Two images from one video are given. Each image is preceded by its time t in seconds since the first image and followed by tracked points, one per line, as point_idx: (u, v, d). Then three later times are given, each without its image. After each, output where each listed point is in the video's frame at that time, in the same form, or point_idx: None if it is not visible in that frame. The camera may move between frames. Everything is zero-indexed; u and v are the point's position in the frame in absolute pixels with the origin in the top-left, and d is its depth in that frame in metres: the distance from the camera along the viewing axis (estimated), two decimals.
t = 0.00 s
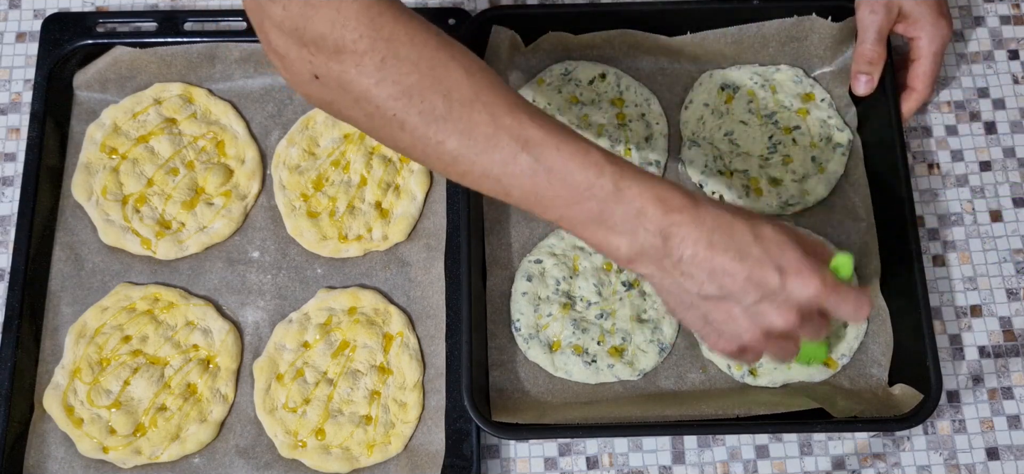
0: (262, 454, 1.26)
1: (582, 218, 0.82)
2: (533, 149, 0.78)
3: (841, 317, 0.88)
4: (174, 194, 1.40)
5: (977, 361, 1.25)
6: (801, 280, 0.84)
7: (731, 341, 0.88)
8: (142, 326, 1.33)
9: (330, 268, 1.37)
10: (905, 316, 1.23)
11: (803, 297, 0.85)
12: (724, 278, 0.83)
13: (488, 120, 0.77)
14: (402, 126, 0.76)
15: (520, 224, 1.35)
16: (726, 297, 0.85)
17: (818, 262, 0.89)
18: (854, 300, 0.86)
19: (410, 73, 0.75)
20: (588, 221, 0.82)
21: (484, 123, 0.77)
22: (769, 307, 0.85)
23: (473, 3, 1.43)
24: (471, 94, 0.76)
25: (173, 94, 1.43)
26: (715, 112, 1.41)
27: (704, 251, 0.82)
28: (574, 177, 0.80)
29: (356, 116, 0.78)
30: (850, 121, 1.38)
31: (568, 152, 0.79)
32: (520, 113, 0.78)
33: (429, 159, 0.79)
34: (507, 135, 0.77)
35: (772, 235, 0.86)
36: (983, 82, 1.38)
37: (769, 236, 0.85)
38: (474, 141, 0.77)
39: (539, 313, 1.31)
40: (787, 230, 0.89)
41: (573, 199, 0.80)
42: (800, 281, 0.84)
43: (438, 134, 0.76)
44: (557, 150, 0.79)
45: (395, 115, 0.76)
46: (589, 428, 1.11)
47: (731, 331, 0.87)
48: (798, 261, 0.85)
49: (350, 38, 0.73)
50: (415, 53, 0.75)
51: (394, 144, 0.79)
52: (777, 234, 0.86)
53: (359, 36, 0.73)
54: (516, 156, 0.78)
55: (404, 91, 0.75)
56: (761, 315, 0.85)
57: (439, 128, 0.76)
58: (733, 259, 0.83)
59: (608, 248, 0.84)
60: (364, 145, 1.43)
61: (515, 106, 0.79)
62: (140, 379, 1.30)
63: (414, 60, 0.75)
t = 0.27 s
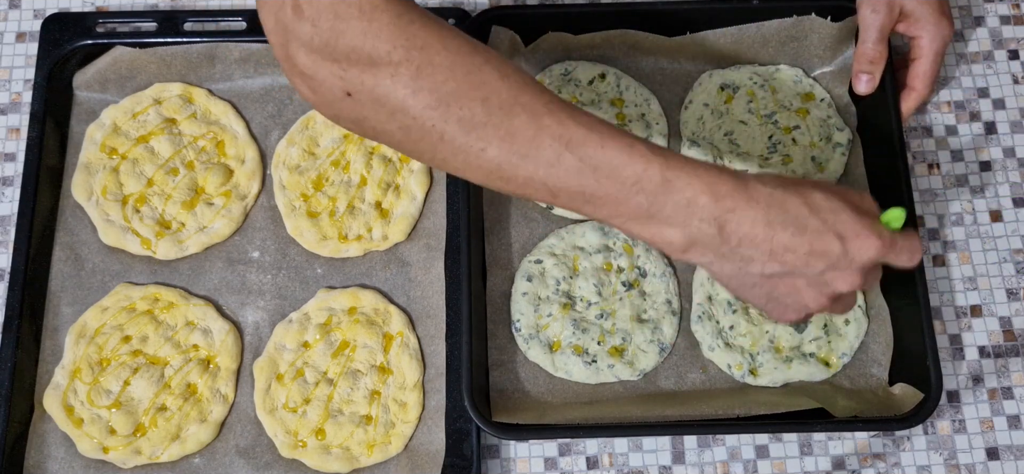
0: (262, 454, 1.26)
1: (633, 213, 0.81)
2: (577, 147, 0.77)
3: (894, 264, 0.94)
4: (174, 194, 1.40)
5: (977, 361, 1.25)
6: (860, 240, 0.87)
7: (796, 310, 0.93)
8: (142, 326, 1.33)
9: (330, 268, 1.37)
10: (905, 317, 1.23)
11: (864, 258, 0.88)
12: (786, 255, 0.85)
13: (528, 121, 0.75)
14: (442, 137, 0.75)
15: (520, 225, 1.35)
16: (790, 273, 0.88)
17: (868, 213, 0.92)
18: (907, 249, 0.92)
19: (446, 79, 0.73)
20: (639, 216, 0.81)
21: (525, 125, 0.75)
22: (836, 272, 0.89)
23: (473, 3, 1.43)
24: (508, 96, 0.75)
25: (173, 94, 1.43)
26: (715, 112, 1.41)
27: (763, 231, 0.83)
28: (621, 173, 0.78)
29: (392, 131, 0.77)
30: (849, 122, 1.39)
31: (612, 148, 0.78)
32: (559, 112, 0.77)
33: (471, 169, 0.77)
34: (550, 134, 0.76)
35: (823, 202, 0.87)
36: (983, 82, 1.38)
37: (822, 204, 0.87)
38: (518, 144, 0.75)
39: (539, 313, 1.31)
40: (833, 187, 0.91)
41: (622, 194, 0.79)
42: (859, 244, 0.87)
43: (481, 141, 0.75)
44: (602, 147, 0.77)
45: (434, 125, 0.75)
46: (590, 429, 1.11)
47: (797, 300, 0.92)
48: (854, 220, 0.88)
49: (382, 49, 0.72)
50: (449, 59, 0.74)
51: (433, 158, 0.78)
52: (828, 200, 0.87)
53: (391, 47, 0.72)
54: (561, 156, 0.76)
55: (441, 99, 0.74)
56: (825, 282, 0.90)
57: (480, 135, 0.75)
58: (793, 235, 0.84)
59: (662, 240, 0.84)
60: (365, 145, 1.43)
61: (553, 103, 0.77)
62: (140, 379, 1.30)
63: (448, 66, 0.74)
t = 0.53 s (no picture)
0: (262, 454, 1.26)
1: (670, 219, 0.79)
2: (613, 151, 0.75)
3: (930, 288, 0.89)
4: (174, 194, 1.40)
5: (977, 361, 1.25)
6: (898, 253, 0.85)
7: (833, 327, 0.85)
8: (142, 326, 1.33)
9: (330, 268, 1.36)
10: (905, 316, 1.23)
11: (904, 272, 0.85)
12: (828, 262, 0.82)
13: (565, 125, 0.74)
14: (476, 143, 0.73)
15: (520, 225, 1.35)
16: (831, 283, 0.83)
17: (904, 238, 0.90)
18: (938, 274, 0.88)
19: (482, 83, 0.72)
20: (676, 222, 0.79)
21: (562, 130, 0.74)
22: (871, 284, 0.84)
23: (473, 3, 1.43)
24: (544, 100, 0.73)
25: (173, 94, 1.43)
26: (715, 112, 1.41)
27: (804, 239, 0.81)
28: (659, 176, 0.77)
29: (424, 137, 0.74)
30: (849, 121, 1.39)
31: (649, 150, 0.77)
32: (595, 116, 0.76)
33: (504, 177, 0.75)
34: (587, 139, 0.75)
35: (861, 211, 0.85)
36: (983, 82, 1.38)
37: (861, 215, 0.85)
38: (554, 150, 0.74)
39: (539, 313, 1.31)
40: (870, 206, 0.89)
41: (658, 198, 0.78)
42: (899, 257, 0.85)
43: (517, 146, 0.73)
44: (639, 151, 0.76)
45: (469, 130, 0.72)
46: (590, 429, 1.11)
47: (835, 317, 0.84)
48: (893, 235, 0.85)
49: (417, 53, 0.70)
50: (484, 63, 0.72)
51: (465, 165, 0.76)
52: (868, 211, 0.85)
53: (426, 50, 0.70)
54: (598, 161, 0.75)
55: (477, 103, 0.72)
56: (865, 297, 0.84)
57: (515, 140, 0.73)
58: (835, 242, 0.82)
59: (698, 249, 0.81)
60: (364, 145, 1.43)
61: (588, 107, 0.76)
62: (140, 379, 1.30)
63: (484, 70, 0.72)
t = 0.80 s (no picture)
0: (262, 454, 1.26)
1: (670, 220, 0.80)
2: (617, 150, 0.77)
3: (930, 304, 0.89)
4: (174, 194, 1.40)
5: (976, 361, 1.25)
6: (901, 260, 0.84)
7: (834, 336, 0.85)
8: (142, 326, 1.33)
9: (330, 268, 1.37)
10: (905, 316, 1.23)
11: (906, 281, 0.84)
12: (827, 266, 0.82)
13: (570, 125, 0.75)
14: (479, 141, 0.75)
15: (520, 225, 1.35)
16: (830, 287, 0.83)
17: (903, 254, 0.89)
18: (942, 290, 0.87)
19: (487, 82, 0.73)
20: (677, 223, 0.80)
21: (567, 129, 0.75)
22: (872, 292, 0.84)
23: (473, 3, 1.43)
24: (549, 100, 0.75)
25: (173, 94, 1.43)
26: (715, 112, 1.41)
27: (805, 241, 0.82)
28: (660, 175, 0.78)
29: (427, 135, 0.76)
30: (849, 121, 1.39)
31: (653, 150, 0.78)
32: (600, 116, 0.77)
33: (508, 175, 0.77)
34: (591, 139, 0.76)
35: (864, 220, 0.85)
36: (983, 82, 1.38)
37: (864, 222, 0.85)
38: (558, 149, 0.75)
39: (539, 314, 1.31)
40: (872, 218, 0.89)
41: (661, 198, 0.79)
42: (901, 265, 0.84)
43: (520, 144, 0.75)
44: (644, 152, 0.78)
45: (473, 128, 0.74)
46: (590, 429, 1.11)
47: (835, 325, 0.84)
48: (895, 243, 0.85)
49: (422, 51, 0.72)
50: (490, 62, 0.73)
51: (469, 163, 0.77)
52: (870, 219, 0.86)
53: (432, 48, 0.72)
54: (602, 159, 0.76)
55: (481, 101, 0.73)
56: (865, 305, 0.84)
57: (519, 139, 0.74)
58: (836, 248, 0.82)
59: (700, 250, 0.82)
60: (364, 146, 1.43)
61: (593, 109, 0.78)
62: (140, 379, 1.30)
63: (490, 69, 0.73)
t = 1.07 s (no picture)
0: (262, 454, 1.26)
1: (649, 188, 0.81)
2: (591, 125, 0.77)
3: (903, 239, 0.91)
4: (174, 194, 1.40)
5: (977, 361, 1.25)
6: (874, 207, 0.87)
7: (815, 283, 0.87)
8: (142, 326, 1.33)
9: (330, 268, 1.37)
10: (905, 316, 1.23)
11: (878, 224, 0.87)
12: (804, 221, 0.84)
13: (543, 102, 0.76)
14: (454, 124, 0.74)
15: (520, 225, 1.36)
16: (808, 240, 0.85)
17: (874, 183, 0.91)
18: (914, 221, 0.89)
19: (459, 64, 0.73)
20: (656, 191, 0.81)
21: (540, 107, 0.76)
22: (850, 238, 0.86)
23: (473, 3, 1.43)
24: (521, 78, 0.75)
25: (173, 94, 1.43)
26: (715, 112, 1.40)
27: (781, 199, 0.83)
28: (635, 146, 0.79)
29: (402, 121, 0.75)
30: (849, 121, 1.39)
31: (627, 122, 0.79)
32: (571, 91, 0.78)
33: (484, 156, 0.77)
34: (565, 114, 0.77)
35: (835, 170, 0.87)
36: (983, 82, 1.38)
37: (834, 172, 0.87)
38: (533, 127, 0.75)
39: (539, 314, 1.31)
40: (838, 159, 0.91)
41: (638, 169, 0.80)
42: (874, 210, 0.87)
43: (495, 124, 0.75)
44: (617, 123, 0.79)
45: (447, 111, 0.74)
46: (590, 429, 1.11)
47: (817, 274, 0.87)
48: (864, 187, 0.87)
49: (394, 37, 0.71)
50: (460, 44, 0.73)
51: (445, 146, 0.77)
52: (838, 168, 0.88)
53: (403, 34, 0.71)
54: (577, 135, 0.77)
55: (454, 84, 0.73)
56: (842, 251, 0.86)
57: (493, 119, 0.75)
58: (810, 199, 0.84)
59: (678, 216, 0.83)
60: (364, 145, 1.43)
61: (565, 83, 0.78)
62: (140, 379, 1.30)
63: (461, 51, 0.73)
